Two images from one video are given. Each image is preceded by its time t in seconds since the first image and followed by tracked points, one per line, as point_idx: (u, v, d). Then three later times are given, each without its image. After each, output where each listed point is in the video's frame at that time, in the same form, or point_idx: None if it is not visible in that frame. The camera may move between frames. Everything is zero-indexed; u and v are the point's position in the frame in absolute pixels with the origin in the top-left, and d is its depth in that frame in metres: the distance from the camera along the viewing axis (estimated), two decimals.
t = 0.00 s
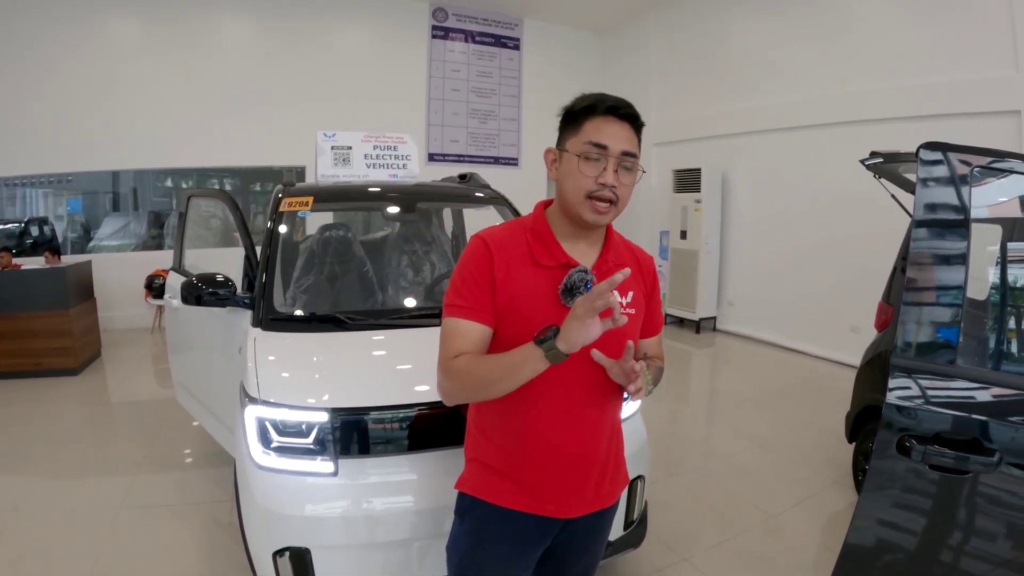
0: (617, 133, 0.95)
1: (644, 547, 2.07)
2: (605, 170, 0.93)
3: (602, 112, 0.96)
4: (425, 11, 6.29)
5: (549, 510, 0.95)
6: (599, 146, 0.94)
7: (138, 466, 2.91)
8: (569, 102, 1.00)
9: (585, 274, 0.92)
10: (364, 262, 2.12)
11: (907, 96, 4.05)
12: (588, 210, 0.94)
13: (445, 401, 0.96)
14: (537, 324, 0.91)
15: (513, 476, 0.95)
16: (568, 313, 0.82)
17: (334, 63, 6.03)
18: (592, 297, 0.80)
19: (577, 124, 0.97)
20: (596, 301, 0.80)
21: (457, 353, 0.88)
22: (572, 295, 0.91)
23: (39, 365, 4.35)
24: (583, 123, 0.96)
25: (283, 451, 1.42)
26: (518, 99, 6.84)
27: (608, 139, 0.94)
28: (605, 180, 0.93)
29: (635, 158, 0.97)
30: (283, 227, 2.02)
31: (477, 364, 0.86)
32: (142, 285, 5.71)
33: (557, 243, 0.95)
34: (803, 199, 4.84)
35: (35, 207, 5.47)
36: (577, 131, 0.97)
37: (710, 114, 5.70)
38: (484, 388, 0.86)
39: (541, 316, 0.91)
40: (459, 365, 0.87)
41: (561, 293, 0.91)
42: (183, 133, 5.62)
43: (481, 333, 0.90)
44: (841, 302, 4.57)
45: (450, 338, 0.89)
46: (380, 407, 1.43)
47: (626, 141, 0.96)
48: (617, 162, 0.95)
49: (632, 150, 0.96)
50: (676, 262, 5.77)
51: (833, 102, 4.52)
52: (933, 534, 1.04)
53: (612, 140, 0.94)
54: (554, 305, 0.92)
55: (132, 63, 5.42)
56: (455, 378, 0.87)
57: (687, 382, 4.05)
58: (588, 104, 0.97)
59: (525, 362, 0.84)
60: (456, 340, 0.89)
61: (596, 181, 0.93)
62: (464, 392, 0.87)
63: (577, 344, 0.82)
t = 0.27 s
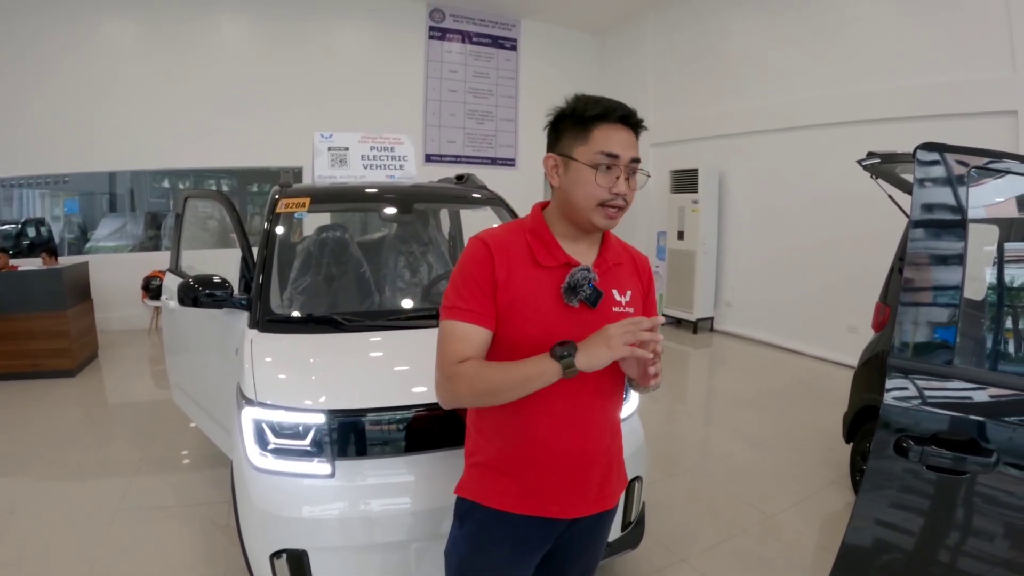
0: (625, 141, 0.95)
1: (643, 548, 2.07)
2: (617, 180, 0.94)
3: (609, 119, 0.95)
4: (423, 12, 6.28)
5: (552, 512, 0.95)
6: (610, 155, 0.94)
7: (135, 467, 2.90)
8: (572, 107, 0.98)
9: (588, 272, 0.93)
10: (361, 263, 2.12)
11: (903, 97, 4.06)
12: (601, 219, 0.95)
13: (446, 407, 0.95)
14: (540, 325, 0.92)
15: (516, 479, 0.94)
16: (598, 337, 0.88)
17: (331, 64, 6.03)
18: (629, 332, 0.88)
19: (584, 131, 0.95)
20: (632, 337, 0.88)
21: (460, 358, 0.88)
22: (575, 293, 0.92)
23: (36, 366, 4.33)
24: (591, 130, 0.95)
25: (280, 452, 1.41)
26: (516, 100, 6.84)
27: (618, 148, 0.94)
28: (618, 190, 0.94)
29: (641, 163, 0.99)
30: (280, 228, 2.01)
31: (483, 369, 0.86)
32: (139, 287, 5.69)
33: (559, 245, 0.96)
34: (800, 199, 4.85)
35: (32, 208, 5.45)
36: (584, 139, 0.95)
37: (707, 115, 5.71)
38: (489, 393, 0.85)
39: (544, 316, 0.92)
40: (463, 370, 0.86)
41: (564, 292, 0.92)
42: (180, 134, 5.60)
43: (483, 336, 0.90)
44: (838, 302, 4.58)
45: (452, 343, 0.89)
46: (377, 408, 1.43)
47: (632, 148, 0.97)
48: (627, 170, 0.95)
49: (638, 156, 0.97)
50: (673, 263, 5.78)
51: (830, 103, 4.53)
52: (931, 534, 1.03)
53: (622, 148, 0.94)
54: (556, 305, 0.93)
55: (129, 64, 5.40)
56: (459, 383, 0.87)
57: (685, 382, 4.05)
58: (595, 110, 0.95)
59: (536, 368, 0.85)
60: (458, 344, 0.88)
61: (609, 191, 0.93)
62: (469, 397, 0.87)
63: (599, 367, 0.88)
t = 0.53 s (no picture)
0: (623, 142, 0.96)
1: (641, 548, 2.07)
2: (617, 183, 0.94)
3: (607, 121, 0.95)
4: (420, 12, 6.28)
5: (556, 514, 0.95)
6: (608, 158, 0.94)
7: (133, 468, 2.89)
8: (567, 108, 0.97)
9: (588, 272, 0.94)
10: (358, 263, 2.11)
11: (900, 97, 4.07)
12: (602, 221, 0.96)
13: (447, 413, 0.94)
14: (542, 326, 0.92)
15: (519, 481, 0.94)
16: (605, 343, 0.89)
17: (329, 64, 6.02)
18: (635, 338, 0.89)
19: (582, 134, 0.95)
20: (638, 343, 0.89)
21: (464, 364, 0.87)
22: (575, 293, 0.92)
23: (33, 367, 4.31)
24: (588, 133, 0.95)
25: (278, 452, 1.41)
26: (513, 100, 6.84)
27: (616, 150, 0.94)
28: (617, 192, 0.94)
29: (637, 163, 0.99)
30: (278, 228, 2.00)
31: (489, 374, 0.86)
32: (136, 287, 5.67)
33: (558, 247, 0.96)
34: (798, 199, 4.85)
35: (29, 209, 5.42)
36: (581, 142, 0.95)
37: (705, 115, 5.72)
38: (495, 398, 0.85)
39: (546, 318, 0.92)
40: (468, 376, 0.86)
41: (564, 292, 0.92)
42: (177, 134, 5.59)
43: (485, 340, 0.89)
44: (836, 302, 4.58)
45: (454, 348, 0.88)
46: (375, 408, 1.42)
47: (629, 148, 0.97)
48: (626, 172, 0.96)
49: (635, 156, 0.98)
50: (671, 263, 5.78)
51: (828, 103, 4.53)
52: (930, 533, 1.03)
53: (620, 151, 0.94)
54: (557, 305, 0.93)
55: (126, 64, 5.39)
56: (463, 389, 0.86)
57: (683, 382, 4.05)
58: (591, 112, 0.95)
59: (544, 372, 0.85)
60: (460, 349, 0.88)
61: (609, 194, 0.94)
62: (474, 403, 0.86)
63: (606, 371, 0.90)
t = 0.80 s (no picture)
0: (615, 140, 0.96)
1: (640, 547, 2.07)
2: (610, 181, 0.95)
3: (599, 119, 0.95)
4: (419, 11, 6.27)
5: (558, 514, 0.95)
6: (600, 157, 0.94)
7: (131, 468, 2.88)
8: (557, 107, 0.96)
9: (585, 270, 0.94)
10: (356, 262, 2.11)
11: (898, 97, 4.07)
12: (597, 219, 0.97)
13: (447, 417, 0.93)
14: (542, 325, 0.92)
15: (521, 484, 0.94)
16: (610, 338, 0.89)
17: (327, 63, 6.01)
18: (639, 331, 0.90)
19: (573, 134, 0.95)
20: (642, 335, 0.90)
21: (467, 365, 0.86)
22: (574, 291, 0.93)
23: (31, 367, 4.30)
24: (580, 132, 0.95)
25: (276, 452, 1.41)
26: (512, 100, 6.83)
27: (609, 149, 0.94)
28: (611, 191, 0.95)
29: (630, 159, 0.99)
30: (276, 227, 2.00)
31: (493, 374, 0.85)
32: (135, 287, 5.66)
33: (553, 245, 0.96)
34: (796, 199, 4.85)
35: (27, 208, 5.40)
36: (573, 142, 0.95)
37: (703, 115, 5.72)
38: (501, 399, 0.84)
39: (545, 316, 0.92)
40: (472, 378, 0.85)
41: (563, 290, 0.93)
42: (175, 133, 5.57)
43: (486, 341, 0.88)
44: (834, 301, 4.59)
45: (455, 350, 0.87)
46: (372, 407, 1.42)
47: (621, 145, 0.97)
48: (619, 170, 0.96)
49: (627, 153, 0.98)
50: (670, 262, 5.78)
51: (826, 102, 4.54)
52: (927, 532, 1.03)
53: (612, 149, 0.95)
54: (556, 304, 0.93)
55: (124, 63, 5.37)
56: (468, 391, 0.85)
57: (682, 381, 4.05)
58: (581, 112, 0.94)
59: (551, 370, 0.85)
60: (461, 351, 0.87)
61: (603, 193, 0.95)
62: (479, 405, 0.85)
63: (612, 365, 0.90)
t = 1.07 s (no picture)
0: (586, 132, 0.95)
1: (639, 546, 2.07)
2: (584, 174, 0.94)
3: (566, 112, 0.94)
4: (418, 10, 6.27)
5: (560, 518, 0.95)
6: (572, 150, 0.93)
7: (132, 468, 2.88)
8: (524, 104, 0.96)
9: (570, 267, 0.94)
10: (356, 262, 2.11)
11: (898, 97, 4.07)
12: (575, 214, 0.96)
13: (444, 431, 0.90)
14: (531, 327, 0.91)
15: (520, 491, 0.93)
16: (604, 329, 0.88)
17: (327, 63, 6.00)
18: (635, 318, 0.89)
19: (541, 129, 0.94)
20: (638, 323, 0.89)
21: (460, 375, 0.84)
22: (561, 290, 0.92)
23: (31, 367, 4.30)
24: (549, 127, 0.94)
25: (275, 452, 1.41)
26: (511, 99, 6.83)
27: (580, 141, 0.94)
28: (586, 183, 0.94)
29: (604, 150, 0.98)
30: (275, 228, 2.00)
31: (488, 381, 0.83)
32: (134, 287, 5.66)
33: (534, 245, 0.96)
34: (796, 199, 4.86)
35: (27, 208, 5.39)
36: (543, 138, 0.94)
37: (703, 114, 5.72)
38: (500, 405, 0.82)
39: (534, 318, 0.91)
40: (467, 387, 0.82)
41: (550, 290, 0.92)
42: (174, 133, 5.57)
43: (476, 348, 0.87)
44: (833, 301, 4.59)
45: (446, 361, 0.85)
46: (371, 407, 1.42)
47: (593, 136, 0.97)
48: (592, 161, 0.95)
49: (600, 143, 0.97)
50: (669, 262, 5.78)
51: (825, 102, 4.54)
52: (927, 532, 1.03)
53: (584, 141, 0.94)
54: (543, 305, 0.92)
55: (123, 62, 5.36)
56: (465, 401, 0.82)
57: (682, 381, 4.05)
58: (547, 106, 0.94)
59: (549, 369, 0.83)
60: (453, 360, 0.85)
61: (578, 186, 0.94)
62: (478, 416, 0.82)
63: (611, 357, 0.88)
